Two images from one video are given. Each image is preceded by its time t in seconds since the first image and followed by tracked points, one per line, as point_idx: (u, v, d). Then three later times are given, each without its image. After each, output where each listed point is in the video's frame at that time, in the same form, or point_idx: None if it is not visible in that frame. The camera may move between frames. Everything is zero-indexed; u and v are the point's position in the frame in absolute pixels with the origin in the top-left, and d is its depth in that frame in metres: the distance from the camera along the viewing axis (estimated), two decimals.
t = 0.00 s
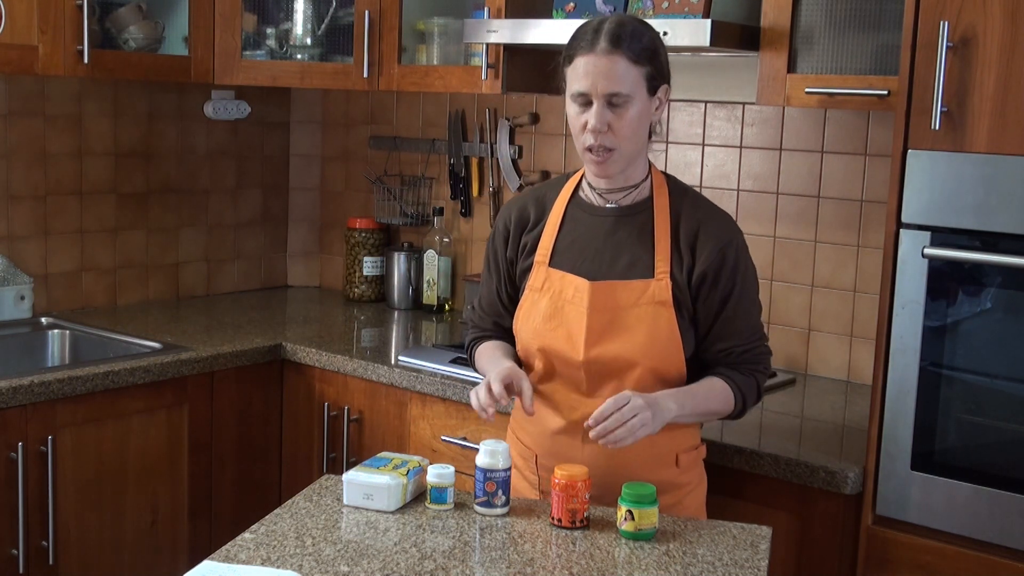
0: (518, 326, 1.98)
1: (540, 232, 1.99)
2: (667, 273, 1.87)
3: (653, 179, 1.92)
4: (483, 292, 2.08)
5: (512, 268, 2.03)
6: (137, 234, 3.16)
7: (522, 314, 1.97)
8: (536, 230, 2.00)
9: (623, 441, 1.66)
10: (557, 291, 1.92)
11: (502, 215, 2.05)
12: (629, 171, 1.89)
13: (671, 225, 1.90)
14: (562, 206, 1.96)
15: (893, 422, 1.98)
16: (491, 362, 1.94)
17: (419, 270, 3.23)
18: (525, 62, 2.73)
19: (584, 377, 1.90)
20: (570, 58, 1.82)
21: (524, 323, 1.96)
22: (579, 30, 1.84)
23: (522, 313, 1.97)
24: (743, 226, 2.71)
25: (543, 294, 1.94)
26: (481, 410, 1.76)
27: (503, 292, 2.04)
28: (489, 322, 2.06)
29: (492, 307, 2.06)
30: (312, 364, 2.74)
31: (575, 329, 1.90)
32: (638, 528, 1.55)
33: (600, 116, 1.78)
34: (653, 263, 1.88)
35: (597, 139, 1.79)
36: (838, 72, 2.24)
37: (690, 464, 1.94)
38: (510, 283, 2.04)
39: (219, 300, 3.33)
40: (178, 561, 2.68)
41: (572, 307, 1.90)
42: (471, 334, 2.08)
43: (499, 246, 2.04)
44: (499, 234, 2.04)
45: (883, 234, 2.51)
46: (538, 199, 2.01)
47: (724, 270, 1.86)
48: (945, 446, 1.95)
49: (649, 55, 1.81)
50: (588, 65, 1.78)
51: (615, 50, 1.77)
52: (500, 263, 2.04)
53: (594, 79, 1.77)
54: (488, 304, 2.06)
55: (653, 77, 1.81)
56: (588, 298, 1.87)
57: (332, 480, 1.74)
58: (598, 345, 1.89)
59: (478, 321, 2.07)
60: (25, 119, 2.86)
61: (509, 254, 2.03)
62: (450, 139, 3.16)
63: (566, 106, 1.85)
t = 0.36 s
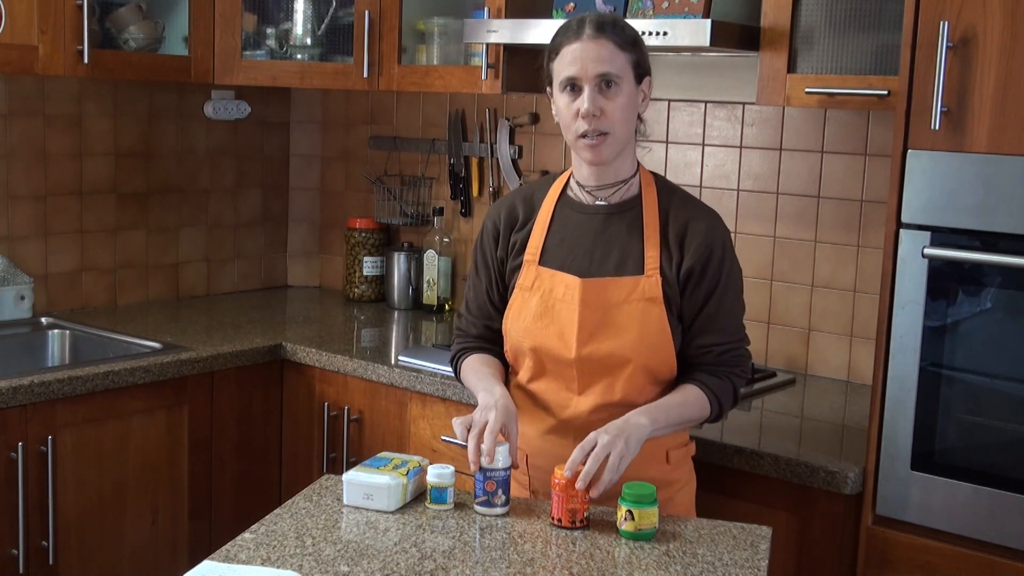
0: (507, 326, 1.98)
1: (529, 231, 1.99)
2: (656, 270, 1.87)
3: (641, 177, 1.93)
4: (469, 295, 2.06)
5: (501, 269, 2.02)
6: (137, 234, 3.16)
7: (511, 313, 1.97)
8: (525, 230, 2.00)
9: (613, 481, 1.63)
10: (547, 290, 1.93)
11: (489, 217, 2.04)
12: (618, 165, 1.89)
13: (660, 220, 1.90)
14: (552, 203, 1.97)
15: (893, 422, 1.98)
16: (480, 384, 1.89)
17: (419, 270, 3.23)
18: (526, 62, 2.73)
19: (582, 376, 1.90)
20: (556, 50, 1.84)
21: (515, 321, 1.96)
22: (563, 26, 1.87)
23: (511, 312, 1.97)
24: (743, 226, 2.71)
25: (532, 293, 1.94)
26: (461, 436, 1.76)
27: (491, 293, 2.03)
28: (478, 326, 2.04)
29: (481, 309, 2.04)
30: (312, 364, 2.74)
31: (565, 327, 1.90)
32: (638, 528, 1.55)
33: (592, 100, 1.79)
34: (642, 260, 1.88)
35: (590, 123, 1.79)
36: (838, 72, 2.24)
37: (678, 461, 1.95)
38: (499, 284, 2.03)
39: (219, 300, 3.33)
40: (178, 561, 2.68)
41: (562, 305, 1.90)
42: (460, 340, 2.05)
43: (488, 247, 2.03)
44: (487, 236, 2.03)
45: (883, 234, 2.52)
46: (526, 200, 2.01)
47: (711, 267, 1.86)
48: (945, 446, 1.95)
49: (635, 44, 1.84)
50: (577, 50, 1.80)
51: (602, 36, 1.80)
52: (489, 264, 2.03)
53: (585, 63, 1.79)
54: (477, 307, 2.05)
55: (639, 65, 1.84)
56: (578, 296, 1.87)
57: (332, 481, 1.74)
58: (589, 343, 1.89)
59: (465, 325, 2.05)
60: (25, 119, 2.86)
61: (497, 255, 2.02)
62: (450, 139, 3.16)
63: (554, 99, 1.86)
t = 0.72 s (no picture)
0: (492, 327, 1.97)
1: (511, 231, 1.98)
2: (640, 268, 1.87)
3: (622, 176, 1.93)
4: (454, 297, 2.06)
5: (483, 270, 2.02)
6: (136, 233, 3.16)
7: (495, 314, 1.97)
8: (507, 230, 1.99)
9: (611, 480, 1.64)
10: (531, 290, 1.92)
11: (472, 218, 2.04)
12: (600, 166, 1.89)
13: (643, 218, 1.90)
14: (533, 203, 1.96)
15: (893, 422, 1.98)
16: (471, 380, 1.88)
17: (419, 270, 3.23)
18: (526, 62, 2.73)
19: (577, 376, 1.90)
20: (541, 49, 1.83)
21: (499, 322, 1.96)
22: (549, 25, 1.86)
23: (495, 313, 1.96)
24: (743, 226, 2.71)
25: (516, 293, 1.93)
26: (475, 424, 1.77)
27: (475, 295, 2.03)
28: (462, 328, 2.04)
29: (464, 311, 2.04)
30: (312, 364, 2.74)
31: (551, 326, 1.90)
32: (638, 528, 1.55)
33: (575, 102, 1.78)
34: (627, 260, 1.88)
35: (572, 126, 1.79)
36: (838, 72, 2.24)
37: (665, 459, 1.94)
38: (482, 285, 2.03)
39: (219, 300, 3.33)
40: (178, 561, 2.68)
41: (547, 305, 1.90)
42: (444, 341, 2.05)
43: (470, 249, 2.03)
44: (470, 237, 2.03)
45: (883, 234, 2.51)
46: (508, 200, 2.00)
47: (696, 265, 1.86)
48: (944, 446, 1.95)
49: (621, 48, 1.83)
50: (562, 52, 1.79)
51: (587, 38, 1.79)
52: (472, 266, 2.03)
53: (569, 65, 1.78)
54: (460, 308, 2.05)
55: (624, 68, 1.83)
56: (564, 295, 1.87)
57: (332, 481, 1.74)
58: (576, 342, 1.89)
59: (451, 326, 2.05)
60: (25, 119, 2.86)
61: (480, 256, 2.02)
62: (450, 139, 3.16)
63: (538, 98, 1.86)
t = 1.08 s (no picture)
0: (478, 328, 1.96)
1: (494, 234, 1.96)
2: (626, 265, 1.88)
3: (603, 176, 1.92)
4: (435, 299, 2.03)
5: (466, 272, 2.00)
6: (136, 234, 3.16)
7: (480, 315, 1.95)
8: (490, 233, 1.96)
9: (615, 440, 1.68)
10: (517, 290, 1.91)
11: (452, 219, 2.01)
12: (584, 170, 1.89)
13: (625, 217, 1.90)
14: (515, 205, 1.94)
15: (893, 423, 1.98)
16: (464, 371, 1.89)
17: (419, 270, 3.23)
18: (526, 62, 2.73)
19: (575, 375, 1.90)
20: (530, 57, 1.80)
21: (484, 323, 1.94)
22: (535, 29, 1.83)
23: (480, 315, 1.94)
24: (743, 226, 2.71)
25: (501, 294, 1.92)
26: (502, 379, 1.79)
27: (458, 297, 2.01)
28: (444, 329, 2.03)
29: (446, 312, 2.02)
30: (312, 364, 2.74)
31: (538, 325, 1.89)
32: (638, 528, 1.55)
33: (566, 115, 1.77)
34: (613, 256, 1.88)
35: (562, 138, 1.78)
36: (839, 72, 2.24)
37: (654, 457, 1.94)
38: (464, 287, 2.00)
39: (219, 300, 3.33)
40: (178, 561, 2.68)
41: (534, 305, 1.89)
42: (426, 342, 2.04)
43: (452, 251, 2.00)
44: (451, 239, 2.00)
45: (883, 234, 2.51)
46: (490, 201, 1.97)
47: (681, 259, 1.89)
48: (944, 447, 1.94)
49: (608, 56, 1.81)
50: (553, 63, 1.76)
51: (579, 49, 1.77)
52: (454, 268, 2.00)
53: (560, 77, 1.76)
54: (442, 310, 2.02)
55: (611, 75, 1.82)
56: (552, 294, 1.87)
57: (332, 480, 1.74)
58: (566, 338, 1.88)
59: (432, 328, 2.03)
60: (24, 119, 2.86)
61: (463, 259, 1.99)
62: (450, 139, 3.16)
63: (524, 102, 1.83)
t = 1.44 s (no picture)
0: (471, 331, 1.95)
1: (482, 235, 1.94)
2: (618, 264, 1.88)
3: (590, 175, 1.92)
4: (421, 302, 2.01)
5: (455, 274, 1.98)
6: (136, 233, 3.16)
7: (472, 318, 1.94)
8: (478, 234, 1.95)
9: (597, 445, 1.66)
10: (509, 292, 1.90)
11: (437, 221, 1.98)
12: (570, 168, 1.88)
13: (615, 215, 1.91)
14: (503, 206, 1.92)
15: (893, 423, 1.98)
16: (467, 375, 1.88)
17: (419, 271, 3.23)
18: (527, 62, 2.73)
19: (574, 374, 1.90)
20: (532, 41, 1.81)
21: (478, 327, 1.93)
22: (540, 20, 1.84)
23: (473, 318, 1.94)
24: (743, 226, 2.71)
25: (494, 296, 1.91)
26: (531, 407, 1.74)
27: (447, 299, 1.99)
28: (433, 333, 2.01)
29: (435, 316, 2.00)
30: (312, 364, 2.74)
31: (533, 326, 1.89)
32: (638, 528, 1.55)
33: (560, 99, 1.77)
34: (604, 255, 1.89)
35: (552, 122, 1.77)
36: (839, 72, 2.24)
37: (651, 454, 1.94)
38: (453, 289, 1.99)
39: (219, 300, 3.33)
40: (178, 561, 2.68)
41: (529, 307, 1.89)
42: (414, 346, 2.01)
43: (439, 253, 1.98)
44: (437, 242, 1.98)
45: (882, 234, 2.51)
46: (476, 202, 1.96)
47: (672, 257, 1.90)
48: (944, 447, 1.94)
49: (607, 56, 1.83)
50: (555, 48, 1.77)
51: (582, 39, 1.78)
52: (442, 270, 1.98)
53: (560, 62, 1.77)
54: (430, 313, 2.00)
55: (609, 75, 1.83)
56: (547, 296, 1.86)
57: (332, 480, 1.74)
58: (564, 338, 1.88)
59: (420, 332, 2.01)
60: (24, 119, 2.86)
61: (451, 261, 1.97)
62: (450, 139, 3.15)
63: (519, 89, 1.83)
